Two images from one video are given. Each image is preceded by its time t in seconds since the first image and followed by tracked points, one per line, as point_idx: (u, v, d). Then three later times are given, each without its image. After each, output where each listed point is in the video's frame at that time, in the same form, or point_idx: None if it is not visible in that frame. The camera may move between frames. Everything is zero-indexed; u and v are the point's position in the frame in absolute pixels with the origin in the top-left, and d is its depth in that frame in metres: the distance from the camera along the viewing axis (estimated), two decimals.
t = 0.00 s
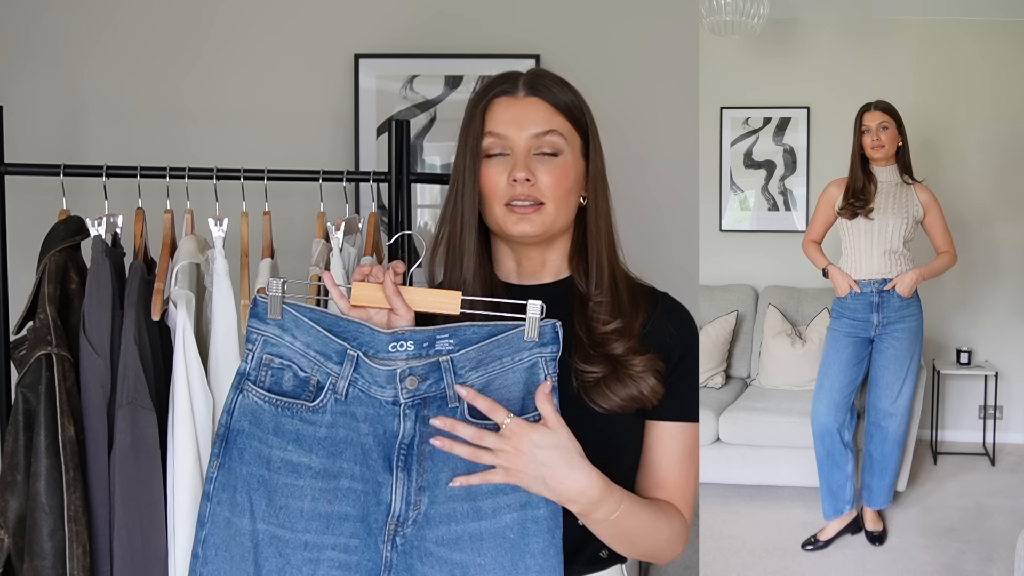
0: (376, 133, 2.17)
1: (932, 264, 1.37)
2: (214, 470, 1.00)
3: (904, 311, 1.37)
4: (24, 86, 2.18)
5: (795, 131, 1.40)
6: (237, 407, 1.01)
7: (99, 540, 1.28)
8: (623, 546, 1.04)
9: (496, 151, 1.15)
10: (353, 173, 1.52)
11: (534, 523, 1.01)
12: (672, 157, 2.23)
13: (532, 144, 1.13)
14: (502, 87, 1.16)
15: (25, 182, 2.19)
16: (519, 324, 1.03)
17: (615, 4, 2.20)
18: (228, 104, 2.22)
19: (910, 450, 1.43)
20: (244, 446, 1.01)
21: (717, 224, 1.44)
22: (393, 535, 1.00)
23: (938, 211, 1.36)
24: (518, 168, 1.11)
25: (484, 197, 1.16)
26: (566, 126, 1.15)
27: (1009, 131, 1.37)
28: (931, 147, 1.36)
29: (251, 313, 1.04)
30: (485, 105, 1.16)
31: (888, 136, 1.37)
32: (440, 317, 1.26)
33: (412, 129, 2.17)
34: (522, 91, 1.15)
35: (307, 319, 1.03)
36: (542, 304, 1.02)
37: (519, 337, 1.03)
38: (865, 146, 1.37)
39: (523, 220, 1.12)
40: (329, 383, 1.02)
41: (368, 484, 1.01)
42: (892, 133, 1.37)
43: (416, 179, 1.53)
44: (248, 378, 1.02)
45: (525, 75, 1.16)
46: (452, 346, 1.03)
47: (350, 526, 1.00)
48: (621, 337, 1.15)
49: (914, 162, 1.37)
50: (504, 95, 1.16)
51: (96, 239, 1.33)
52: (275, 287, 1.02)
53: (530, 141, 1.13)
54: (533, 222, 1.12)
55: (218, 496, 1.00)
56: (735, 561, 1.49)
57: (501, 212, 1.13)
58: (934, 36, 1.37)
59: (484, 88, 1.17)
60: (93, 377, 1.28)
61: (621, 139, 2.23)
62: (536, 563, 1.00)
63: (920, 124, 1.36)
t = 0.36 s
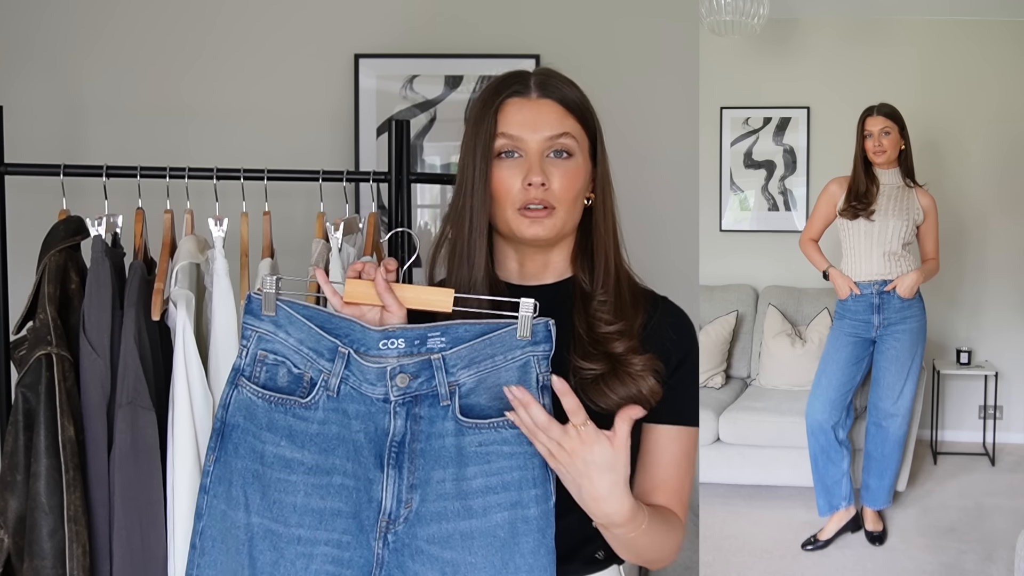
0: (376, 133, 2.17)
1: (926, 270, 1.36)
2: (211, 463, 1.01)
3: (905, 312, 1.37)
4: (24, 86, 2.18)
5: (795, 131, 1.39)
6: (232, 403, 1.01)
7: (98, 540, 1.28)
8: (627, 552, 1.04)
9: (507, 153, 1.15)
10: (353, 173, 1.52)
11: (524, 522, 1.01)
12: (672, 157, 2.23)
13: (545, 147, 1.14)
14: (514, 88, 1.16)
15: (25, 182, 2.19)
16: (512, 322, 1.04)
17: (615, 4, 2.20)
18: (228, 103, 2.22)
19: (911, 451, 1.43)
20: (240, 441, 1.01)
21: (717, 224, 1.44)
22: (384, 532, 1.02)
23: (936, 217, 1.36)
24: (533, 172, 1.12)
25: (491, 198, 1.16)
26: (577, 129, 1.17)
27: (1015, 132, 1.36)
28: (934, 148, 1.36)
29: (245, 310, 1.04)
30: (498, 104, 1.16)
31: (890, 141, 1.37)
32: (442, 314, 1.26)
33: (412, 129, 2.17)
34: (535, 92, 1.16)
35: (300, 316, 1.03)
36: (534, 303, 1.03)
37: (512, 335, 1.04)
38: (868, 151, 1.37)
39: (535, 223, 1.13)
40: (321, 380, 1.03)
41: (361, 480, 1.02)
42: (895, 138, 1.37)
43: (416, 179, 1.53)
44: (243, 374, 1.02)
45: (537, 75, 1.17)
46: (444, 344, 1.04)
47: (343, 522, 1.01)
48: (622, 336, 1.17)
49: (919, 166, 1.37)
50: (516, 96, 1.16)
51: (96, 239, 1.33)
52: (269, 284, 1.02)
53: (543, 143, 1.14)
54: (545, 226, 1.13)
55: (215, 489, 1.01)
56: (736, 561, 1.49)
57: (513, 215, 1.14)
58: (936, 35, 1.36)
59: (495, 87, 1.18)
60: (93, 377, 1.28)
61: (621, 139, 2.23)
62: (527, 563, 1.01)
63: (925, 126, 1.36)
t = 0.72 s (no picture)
0: (376, 134, 2.17)
1: (928, 271, 1.35)
2: (210, 468, 1.03)
3: (904, 311, 1.37)
4: (24, 86, 2.18)
5: (795, 131, 1.38)
6: (229, 407, 1.03)
7: (99, 539, 1.28)
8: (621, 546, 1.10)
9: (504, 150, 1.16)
10: (353, 173, 1.52)
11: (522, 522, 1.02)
12: (672, 157, 2.23)
13: (541, 145, 1.14)
14: (513, 84, 1.16)
15: (25, 182, 2.20)
16: (506, 322, 1.05)
17: (615, 4, 2.20)
18: (228, 103, 2.22)
19: (911, 451, 1.41)
20: (237, 446, 1.03)
21: (717, 224, 1.44)
22: (383, 535, 1.01)
23: (937, 218, 1.35)
24: (528, 169, 1.13)
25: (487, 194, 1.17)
26: (575, 127, 1.17)
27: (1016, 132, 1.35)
28: (934, 150, 1.35)
29: (239, 315, 1.05)
30: (497, 100, 1.16)
31: (890, 143, 1.36)
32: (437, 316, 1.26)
33: (412, 129, 2.17)
34: (533, 89, 1.16)
35: (293, 320, 1.04)
36: (528, 303, 1.04)
37: (506, 334, 1.04)
38: (868, 152, 1.36)
39: (528, 221, 1.14)
40: (316, 383, 1.03)
41: (358, 483, 1.02)
42: (895, 140, 1.36)
43: (416, 179, 1.52)
44: (239, 379, 1.04)
45: (536, 72, 1.17)
46: (438, 345, 1.04)
47: (342, 524, 1.01)
48: (616, 338, 1.18)
49: (919, 167, 1.36)
50: (515, 93, 1.16)
51: (96, 239, 1.33)
52: (262, 288, 1.03)
53: (539, 140, 1.14)
54: (538, 224, 1.14)
55: (215, 493, 1.03)
56: (736, 561, 1.49)
57: (507, 212, 1.15)
58: (937, 33, 1.36)
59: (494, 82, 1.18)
60: (93, 377, 1.28)
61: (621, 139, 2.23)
62: (526, 562, 1.01)
63: (924, 128, 1.35)
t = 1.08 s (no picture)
0: (376, 133, 2.17)
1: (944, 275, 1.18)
2: (203, 478, 1.02)
3: (903, 309, 1.19)
4: (24, 86, 2.18)
5: (795, 131, 1.18)
6: (220, 417, 1.02)
7: (99, 540, 1.28)
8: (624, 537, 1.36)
9: (498, 151, 1.18)
10: (353, 174, 1.52)
11: (517, 522, 1.03)
12: (671, 157, 2.23)
13: (537, 145, 1.17)
14: (505, 84, 1.18)
15: (25, 182, 2.20)
16: (495, 323, 1.06)
17: (614, 4, 2.20)
18: (228, 103, 2.22)
19: (910, 450, 1.23)
20: (230, 455, 1.02)
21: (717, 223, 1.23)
22: (379, 538, 1.02)
23: (937, 219, 1.17)
24: (527, 170, 1.16)
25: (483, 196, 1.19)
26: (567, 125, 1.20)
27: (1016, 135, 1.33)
28: (934, 151, 1.16)
29: (228, 324, 1.04)
30: (489, 101, 1.18)
31: (885, 149, 1.17)
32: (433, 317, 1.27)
33: (412, 129, 2.17)
34: (525, 89, 1.18)
35: (283, 327, 1.03)
36: (517, 303, 1.05)
37: (496, 336, 1.06)
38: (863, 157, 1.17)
39: (528, 222, 1.17)
40: (307, 391, 1.03)
41: (352, 488, 1.02)
42: (890, 144, 1.17)
43: (416, 179, 1.52)
44: (229, 388, 1.03)
45: (526, 71, 1.19)
46: (428, 348, 1.05)
47: (337, 530, 1.01)
48: (612, 330, 1.24)
49: (915, 159, 1.17)
50: (508, 93, 1.18)
51: (96, 239, 1.33)
52: (251, 297, 1.02)
53: (535, 140, 1.17)
54: (538, 225, 1.17)
55: (208, 503, 1.02)
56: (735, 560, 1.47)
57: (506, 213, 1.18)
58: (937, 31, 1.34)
59: (484, 82, 1.19)
60: (93, 377, 1.28)
61: (620, 138, 2.23)
62: (521, 563, 1.03)
63: (924, 127, 1.16)
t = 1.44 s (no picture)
0: (376, 133, 2.17)
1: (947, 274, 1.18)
2: (196, 478, 1.01)
3: (899, 308, 1.19)
4: (24, 85, 2.18)
5: (795, 131, 1.17)
6: (215, 416, 1.01)
7: (99, 539, 1.28)
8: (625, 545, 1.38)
9: (492, 156, 1.18)
10: (353, 174, 1.52)
11: (513, 523, 1.04)
12: (671, 157, 2.23)
13: (529, 149, 1.17)
14: (497, 90, 1.18)
15: (25, 182, 2.20)
16: (492, 324, 1.06)
17: (614, 4, 2.20)
18: (228, 103, 2.22)
19: (910, 450, 1.24)
20: (224, 455, 1.01)
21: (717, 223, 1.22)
22: (375, 539, 1.02)
23: (941, 210, 1.17)
24: (517, 175, 1.16)
25: (480, 201, 1.20)
26: (561, 128, 1.19)
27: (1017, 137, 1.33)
28: (934, 150, 1.16)
29: (224, 324, 1.04)
30: (481, 107, 1.18)
31: (884, 156, 1.17)
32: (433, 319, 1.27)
33: (412, 129, 2.17)
34: (516, 94, 1.18)
35: (281, 328, 1.03)
36: (515, 304, 1.05)
37: (493, 337, 1.06)
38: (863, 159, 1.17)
39: (522, 228, 1.16)
40: (304, 391, 1.03)
41: (348, 488, 1.03)
42: (889, 150, 1.17)
43: (416, 179, 1.53)
44: (225, 387, 1.02)
45: (517, 76, 1.19)
46: (426, 350, 1.05)
47: (332, 531, 1.02)
48: (615, 336, 1.24)
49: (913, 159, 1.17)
50: (499, 98, 1.18)
51: (96, 239, 1.33)
52: (250, 296, 1.02)
53: (527, 145, 1.17)
54: (531, 229, 1.16)
55: (201, 504, 1.01)
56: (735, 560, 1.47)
57: (500, 218, 1.18)
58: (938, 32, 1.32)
59: (476, 88, 1.19)
60: (93, 377, 1.28)
61: (620, 139, 2.23)
62: (518, 563, 1.04)
63: (922, 128, 1.16)
